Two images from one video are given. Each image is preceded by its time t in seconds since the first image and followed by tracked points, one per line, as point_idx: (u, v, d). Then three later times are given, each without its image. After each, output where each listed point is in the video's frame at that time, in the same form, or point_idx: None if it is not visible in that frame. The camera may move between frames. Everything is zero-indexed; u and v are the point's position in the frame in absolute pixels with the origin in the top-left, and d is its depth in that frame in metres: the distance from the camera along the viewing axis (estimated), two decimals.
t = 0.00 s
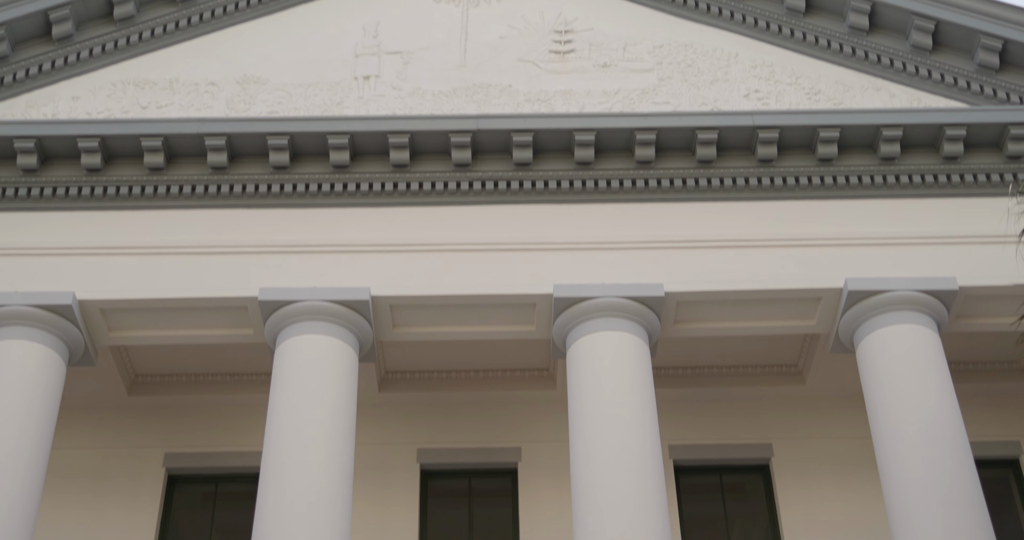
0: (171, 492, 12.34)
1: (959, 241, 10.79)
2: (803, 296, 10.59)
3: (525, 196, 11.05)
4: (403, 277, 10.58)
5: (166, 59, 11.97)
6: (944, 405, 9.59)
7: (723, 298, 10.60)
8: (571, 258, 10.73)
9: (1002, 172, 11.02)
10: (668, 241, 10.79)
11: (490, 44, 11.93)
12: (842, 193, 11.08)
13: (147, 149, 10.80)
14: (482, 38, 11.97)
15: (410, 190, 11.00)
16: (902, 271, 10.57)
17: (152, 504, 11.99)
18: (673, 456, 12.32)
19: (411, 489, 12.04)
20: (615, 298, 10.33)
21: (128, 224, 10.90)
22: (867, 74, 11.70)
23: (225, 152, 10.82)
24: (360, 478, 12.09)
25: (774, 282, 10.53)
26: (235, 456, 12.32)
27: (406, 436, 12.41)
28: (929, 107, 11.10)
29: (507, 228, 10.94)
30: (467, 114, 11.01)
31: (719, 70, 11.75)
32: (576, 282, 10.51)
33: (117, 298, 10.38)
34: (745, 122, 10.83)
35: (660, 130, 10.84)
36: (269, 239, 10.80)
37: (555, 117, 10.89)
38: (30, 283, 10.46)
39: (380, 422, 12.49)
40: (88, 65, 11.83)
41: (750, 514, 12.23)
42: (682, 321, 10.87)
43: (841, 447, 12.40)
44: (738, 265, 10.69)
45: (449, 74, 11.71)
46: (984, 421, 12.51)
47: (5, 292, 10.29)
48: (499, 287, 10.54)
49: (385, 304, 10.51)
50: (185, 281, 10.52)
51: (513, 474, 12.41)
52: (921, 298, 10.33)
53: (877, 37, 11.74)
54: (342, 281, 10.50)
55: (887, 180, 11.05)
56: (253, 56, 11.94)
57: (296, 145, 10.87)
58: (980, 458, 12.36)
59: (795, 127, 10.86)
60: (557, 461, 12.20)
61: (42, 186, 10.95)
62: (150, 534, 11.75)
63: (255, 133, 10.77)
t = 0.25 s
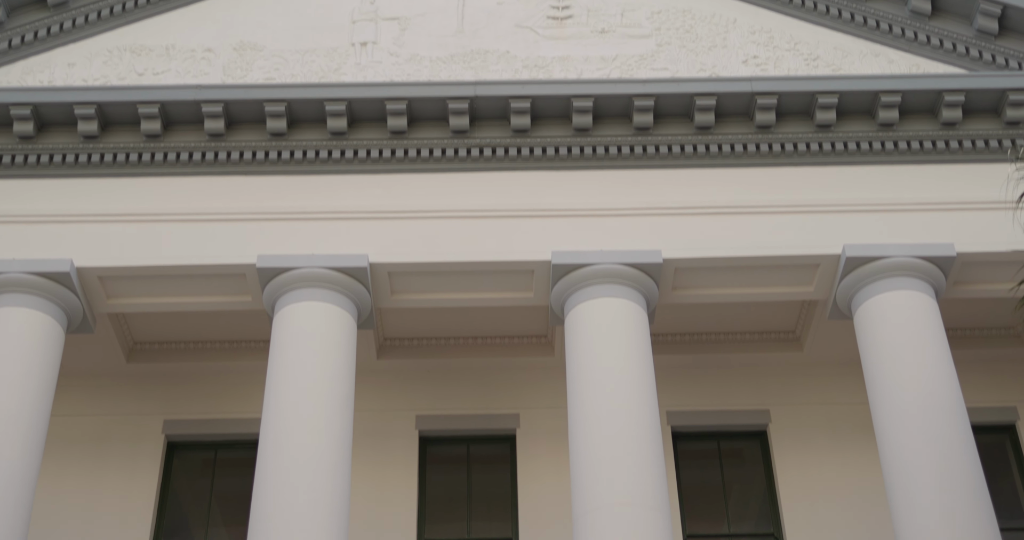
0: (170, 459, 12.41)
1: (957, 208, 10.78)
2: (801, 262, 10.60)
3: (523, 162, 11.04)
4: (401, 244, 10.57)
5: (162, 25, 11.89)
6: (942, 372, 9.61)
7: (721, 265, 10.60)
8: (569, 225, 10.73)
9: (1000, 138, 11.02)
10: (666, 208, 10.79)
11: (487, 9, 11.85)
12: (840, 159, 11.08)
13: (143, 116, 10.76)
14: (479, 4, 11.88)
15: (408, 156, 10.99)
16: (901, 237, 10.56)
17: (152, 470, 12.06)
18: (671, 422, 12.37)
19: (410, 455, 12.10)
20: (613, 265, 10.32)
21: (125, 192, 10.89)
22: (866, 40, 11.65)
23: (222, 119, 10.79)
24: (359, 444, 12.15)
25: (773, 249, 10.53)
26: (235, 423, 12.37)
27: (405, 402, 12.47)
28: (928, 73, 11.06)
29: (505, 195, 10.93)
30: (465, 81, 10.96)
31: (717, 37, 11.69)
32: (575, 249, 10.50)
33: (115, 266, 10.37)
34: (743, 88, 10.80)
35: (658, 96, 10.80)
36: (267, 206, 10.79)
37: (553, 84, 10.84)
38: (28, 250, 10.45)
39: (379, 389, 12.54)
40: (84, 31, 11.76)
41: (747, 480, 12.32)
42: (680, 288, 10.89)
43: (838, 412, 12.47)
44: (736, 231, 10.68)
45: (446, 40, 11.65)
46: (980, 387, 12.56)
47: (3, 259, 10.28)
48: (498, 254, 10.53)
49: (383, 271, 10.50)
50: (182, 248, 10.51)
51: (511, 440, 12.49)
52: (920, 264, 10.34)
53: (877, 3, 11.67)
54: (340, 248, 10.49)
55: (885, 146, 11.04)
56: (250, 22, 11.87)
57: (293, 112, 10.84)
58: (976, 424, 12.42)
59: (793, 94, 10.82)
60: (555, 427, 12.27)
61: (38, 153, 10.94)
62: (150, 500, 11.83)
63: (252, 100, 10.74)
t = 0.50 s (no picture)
0: (171, 427, 12.47)
1: (956, 175, 10.76)
2: (800, 230, 10.59)
3: (521, 130, 11.04)
4: (399, 212, 10.55)
5: None
6: (940, 339, 9.61)
7: (719, 233, 10.59)
8: (568, 193, 10.71)
9: (1000, 105, 11.00)
10: (665, 175, 10.77)
11: None
12: (840, 126, 11.06)
13: (140, 84, 10.73)
14: None
15: (407, 124, 10.97)
16: (900, 205, 10.54)
17: (152, 437, 12.12)
18: (670, 389, 12.41)
19: (409, 422, 12.16)
20: (613, 232, 10.30)
21: (123, 160, 10.88)
22: (865, 6, 11.60)
23: (219, 86, 10.76)
24: (359, 412, 12.20)
25: (772, 217, 10.51)
26: (235, 391, 12.42)
27: (404, 370, 12.51)
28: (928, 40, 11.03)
29: (503, 163, 10.91)
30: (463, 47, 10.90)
31: (717, 3, 11.60)
32: (574, 217, 10.48)
33: (113, 234, 10.36)
34: (742, 55, 10.75)
35: (657, 63, 10.76)
36: (265, 174, 10.77)
37: (552, 51, 10.79)
38: (26, 219, 10.44)
39: (378, 357, 12.58)
40: None
41: (745, 447, 12.39)
42: (679, 256, 10.89)
43: (836, 380, 12.52)
44: (736, 199, 10.66)
45: (444, 7, 11.59)
46: (978, 354, 12.60)
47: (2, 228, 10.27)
48: (497, 222, 10.52)
49: (382, 239, 10.49)
50: (180, 217, 10.49)
51: (510, 408, 12.54)
52: (918, 231, 10.32)
53: None
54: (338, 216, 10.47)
55: (885, 114, 11.02)
56: None
57: (291, 80, 10.80)
58: (973, 391, 12.47)
59: (793, 61, 10.77)
60: (553, 395, 12.32)
61: (35, 121, 10.92)
62: (150, 468, 11.90)
63: (249, 67, 10.68)
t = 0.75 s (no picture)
0: (171, 397, 12.53)
1: (957, 143, 10.74)
2: (800, 199, 10.58)
3: (521, 99, 11.02)
4: (398, 181, 10.53)
5: None
6: (940, 309, 9.63)
7: (719, 202, 10.59)
8: (568, 162, 10.68)
9: (1000, 73, 10.98)
10: (665, 144, 10.76)
11: None
12: (840, 95, 11.04)
13: (139, 53, 10.70)
14: None
15: (406, 93, 10.95)
16: (901, 173, 10.52)
17: (154, 406, 12.18)
18: (670, 358, 12.45)
19: (409, 392, 12.20)
20: (612, 202, 10.30)
21: (122, 129, 10.86)
22: None
23: (218, 56, 10.73)
24: (360, 381, 12.25)
25: (772, 186, 10.49)
26: (235, 360, 12.47)
27: (405, 339, 12.55)
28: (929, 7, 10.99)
29: (503, 132, 10.90)
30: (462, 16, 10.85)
31: None
32: (573, 186, 10.47)
33: (113, 204, 10.35)
34: (742, 23, 10.70)
35: (657, 32, 10.72)
36: (264, 143, 10.75)
37: (551, 19, 10.75)
38: (26, 188, 10.43)
39: (379, 326, 12.62)
40: None
41: (744, 416, 12.44)
42: (679, 225, 10.90)
43: (835, 349, 12.55)
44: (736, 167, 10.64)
45: None
46: (976, 323, 12.63)
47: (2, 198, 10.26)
48: (496, 191, 10.50)
49: (382, 209, 10.48)
50: (180, 186, 10.48)
51: (510, 377, 12.59)
52: (917, 200, 10.31)
53: None
54: (337, 185, 10.44)
55: (885, 82, 11.00)
56: None
57: (290, 49, 10.76)
58: (972, 359, 12.51)
59: (794, 29, 10.73)
60: (553, 364, 12.36)
61: (34, 91, 10.91)
62: (151, 437, 11.97)
63: (248, 36, 10.64)
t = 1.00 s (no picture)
0: (174, 367, 12.56)
1: (960, 113, 10.69)
2: (802, 169, 10.54)
3: (523, 69, 10.97)
4: (400, 152, 10.50)
5: None
6: (941, 279, 9.62)
7: (721, 173, 10.55)
8: (570, 132, 10.64)
9: (1003, 43, 10.95)
10: (667, 115, 10.71)
11: None
12: (843, 65, 10.99)
13: (139, 24, 10.66)
14: None
15: (407, 64, 10.90)
16: (903, 144, 10.48)
17: (157, 376, 12.22)
18: (671, 329, 12.47)
19: (411, 363, 12.23)
20: (614, 172, 10.27)
21: (122, 100, 10.81)
22: None
23: (219, 26, 10.69)
24: (361, 351, 12.27)
25: (775, 156, 10.46)
26: (238, 332, 12.49)
27: (407, 310, 12.56)
28: None
29: (504, 103, 10.85)
30: None
31: None
32: (575, 157, 10.44)
33: (114, 175, 10.32)
34: None
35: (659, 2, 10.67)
36: (265, 114, 10.71)
37: None
38: (26, 159, 10.39)
39: (380, 297, 12.63)
40: None
41: (746, 386, 12.46)
42: (681, 196, 10.87)
43: (837, 320, 12.56)
44: (738, 138, 10.60)
45: None
46: (978, 294, 12.64)
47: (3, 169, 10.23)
48: (498, 161, 10.47)
49: (383, 180, 10.45)
50: (181, 157, 10.44)
51: (512, 348, 12.62)
52: (919, 170, 10.28)
53: None
54: (338, 156, 10.41)
55: (887, 53, 10.96)
56: None
57: (290, 19, 10.73)
58: (973, 330, 12.52)
59: None
60: (555, 335, 12.38)
61: (34, 62, 10.88)
62: (154, 408, 12.01)
63: (249, 7, 10.61)
